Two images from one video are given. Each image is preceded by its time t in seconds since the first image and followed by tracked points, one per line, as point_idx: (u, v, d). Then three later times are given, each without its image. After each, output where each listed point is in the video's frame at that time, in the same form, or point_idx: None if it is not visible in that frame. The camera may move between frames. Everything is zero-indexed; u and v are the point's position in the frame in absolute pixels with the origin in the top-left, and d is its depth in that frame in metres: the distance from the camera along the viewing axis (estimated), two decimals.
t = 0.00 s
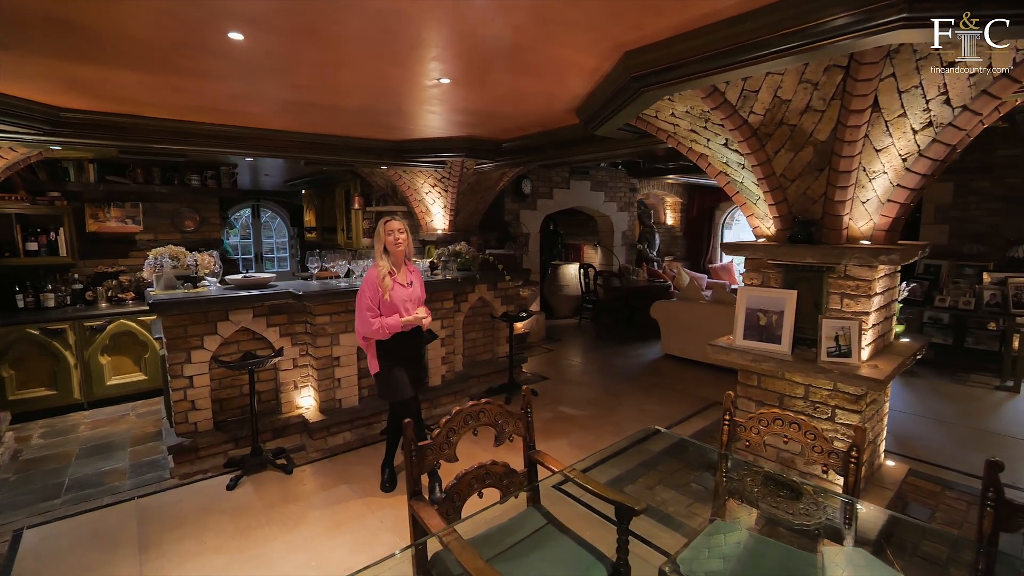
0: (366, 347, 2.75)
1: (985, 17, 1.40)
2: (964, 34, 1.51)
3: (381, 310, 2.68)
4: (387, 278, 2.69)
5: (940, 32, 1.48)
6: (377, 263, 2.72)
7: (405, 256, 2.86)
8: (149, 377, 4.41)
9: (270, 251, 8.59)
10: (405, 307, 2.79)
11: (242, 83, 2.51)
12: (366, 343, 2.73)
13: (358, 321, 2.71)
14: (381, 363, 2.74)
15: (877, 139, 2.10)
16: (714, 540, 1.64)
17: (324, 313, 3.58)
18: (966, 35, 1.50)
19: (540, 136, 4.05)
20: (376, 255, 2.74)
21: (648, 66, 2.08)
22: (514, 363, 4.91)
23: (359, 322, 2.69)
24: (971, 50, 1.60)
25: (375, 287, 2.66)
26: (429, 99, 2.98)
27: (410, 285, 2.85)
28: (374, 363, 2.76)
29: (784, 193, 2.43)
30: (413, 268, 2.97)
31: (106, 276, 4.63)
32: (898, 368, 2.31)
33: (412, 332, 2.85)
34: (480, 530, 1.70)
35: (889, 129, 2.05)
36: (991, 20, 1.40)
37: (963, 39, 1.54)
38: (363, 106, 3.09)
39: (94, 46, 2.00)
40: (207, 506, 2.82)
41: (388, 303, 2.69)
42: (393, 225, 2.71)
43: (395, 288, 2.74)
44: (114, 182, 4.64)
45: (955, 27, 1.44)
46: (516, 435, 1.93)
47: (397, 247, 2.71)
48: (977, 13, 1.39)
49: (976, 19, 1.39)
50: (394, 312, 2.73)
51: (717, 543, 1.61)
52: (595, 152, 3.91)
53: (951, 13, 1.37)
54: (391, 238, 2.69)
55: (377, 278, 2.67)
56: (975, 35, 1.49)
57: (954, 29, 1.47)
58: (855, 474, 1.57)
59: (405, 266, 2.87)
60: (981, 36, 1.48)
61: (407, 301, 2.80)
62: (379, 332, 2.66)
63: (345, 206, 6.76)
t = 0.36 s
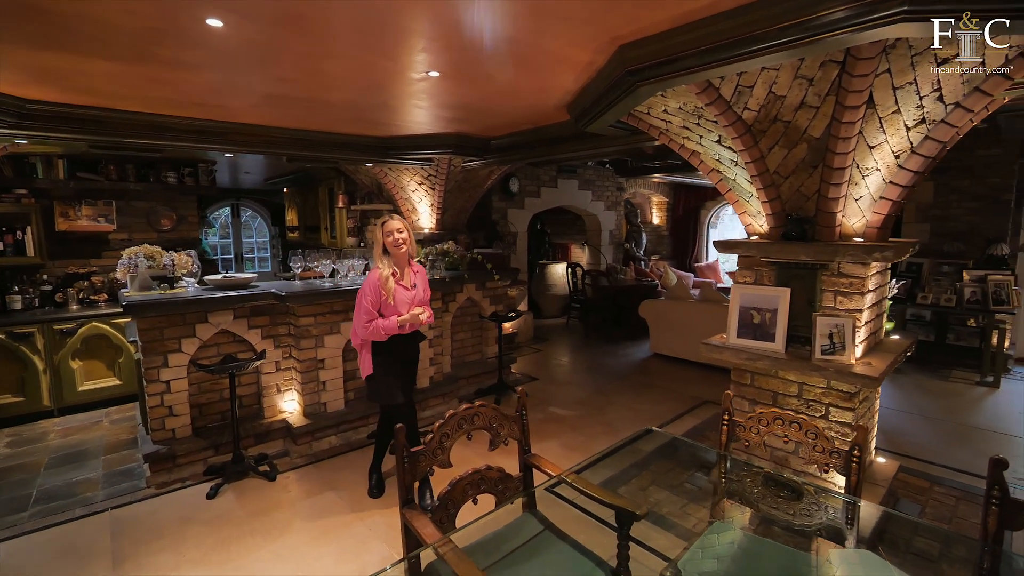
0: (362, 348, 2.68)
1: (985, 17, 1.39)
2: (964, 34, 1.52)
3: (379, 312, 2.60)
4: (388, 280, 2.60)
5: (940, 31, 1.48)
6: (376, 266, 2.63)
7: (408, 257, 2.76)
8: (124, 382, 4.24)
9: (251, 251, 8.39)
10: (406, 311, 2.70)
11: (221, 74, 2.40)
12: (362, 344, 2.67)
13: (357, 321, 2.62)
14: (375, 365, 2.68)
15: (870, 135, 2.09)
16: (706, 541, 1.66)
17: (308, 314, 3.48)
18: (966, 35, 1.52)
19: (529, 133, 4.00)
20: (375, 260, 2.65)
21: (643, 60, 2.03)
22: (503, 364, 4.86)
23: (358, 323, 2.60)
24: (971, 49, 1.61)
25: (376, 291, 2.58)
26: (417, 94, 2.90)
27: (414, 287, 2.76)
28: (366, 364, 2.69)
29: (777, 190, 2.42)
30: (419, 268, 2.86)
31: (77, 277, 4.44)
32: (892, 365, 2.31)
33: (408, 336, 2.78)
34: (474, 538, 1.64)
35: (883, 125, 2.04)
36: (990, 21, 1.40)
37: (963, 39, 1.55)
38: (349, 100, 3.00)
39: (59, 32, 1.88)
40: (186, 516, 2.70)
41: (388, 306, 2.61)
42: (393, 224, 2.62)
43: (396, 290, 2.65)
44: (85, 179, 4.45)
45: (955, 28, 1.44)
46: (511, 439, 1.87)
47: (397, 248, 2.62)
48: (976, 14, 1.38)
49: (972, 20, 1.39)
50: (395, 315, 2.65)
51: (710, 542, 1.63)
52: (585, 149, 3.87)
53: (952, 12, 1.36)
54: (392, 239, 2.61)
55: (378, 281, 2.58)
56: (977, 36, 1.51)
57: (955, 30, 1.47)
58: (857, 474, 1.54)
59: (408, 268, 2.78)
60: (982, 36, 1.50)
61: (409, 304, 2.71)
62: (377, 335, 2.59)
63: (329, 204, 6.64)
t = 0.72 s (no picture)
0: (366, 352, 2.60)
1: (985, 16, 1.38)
2: (964, 33, 1.53)
3: (378, 313, 2.53)
4: (387, 280, 2.53)
5: (941, 30, 1.48)
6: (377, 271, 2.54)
7: (414, 258, 2.65)
8: (97, 388, 4.07)
9: (231, 251, 8.18)
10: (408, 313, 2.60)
11: (198, 64, 2.29)
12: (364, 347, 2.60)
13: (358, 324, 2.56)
14: (377, 369, 2.59)
15: (864, 133, 2.08)
16: (701, 545, 1.64)
17: (291, 316, 3.37)
18: (965, 35, 1.54)
19: (518, 130, 3.94)
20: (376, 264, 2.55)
21: (638, 54, 1.99)
22: (491, 365, 4.79)
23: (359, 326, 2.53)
24: (971, 49, 1.62)
25: (375, 292, 2.51)
26: (404, 89, 2.82)
27: (418, 289, 2.65)
28: (369, 368, 2.61)
29: (770, 188, 2.41)
30: (428, 270, 2.74)
31: (46, 278, 4.25)
32: (885, 362, 2.32)
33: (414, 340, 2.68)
34: (470, 546, 1.57)
35: (876, 122, 2.04)
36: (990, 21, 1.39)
37: (963, 39, 1.56)
38: (334, 94, 2.90)
39: (21, 16, 1.76)
40: (163, 528, 2.58)
41: (388, 308, 2.53)
42: (399, 224, 2.52)
43: (397, 291, 2.56)
44: (53, 175, 4.23)
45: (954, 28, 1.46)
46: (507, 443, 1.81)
47: (400, 250, 2.52)
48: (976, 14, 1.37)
49: (973, 20, 1.38)
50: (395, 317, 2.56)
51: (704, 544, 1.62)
52: (575, 147, 3.83)
53: (952, 13, 1.35)
54: (397, 239, 2.50)
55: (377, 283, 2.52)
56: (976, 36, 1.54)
57: (954, 30, 1.50)
58: (861, 475, 1.57)
59: (414, 269, 2.67)
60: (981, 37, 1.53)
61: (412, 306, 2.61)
62: (376, 338, 2.51)
63: (312, 203, 6.50)
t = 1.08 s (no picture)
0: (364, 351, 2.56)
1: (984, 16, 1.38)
2: (964, 33, 1.54)
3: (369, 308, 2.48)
4: (377, 274, 2.47)
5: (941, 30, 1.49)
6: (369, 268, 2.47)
7: (411, 253, 2.54)
8: (65, 395, 3.89)
9: (207, 252, 7.95)
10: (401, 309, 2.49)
11: (171, 54, 2.18)
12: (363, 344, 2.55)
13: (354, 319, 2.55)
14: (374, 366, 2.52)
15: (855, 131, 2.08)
16: (694, 546, 1.62)
17: (272, 318, 3.26)
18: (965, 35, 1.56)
19: (505, 128, 3.88)
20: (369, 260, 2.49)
21: (632, 48, 1.95)
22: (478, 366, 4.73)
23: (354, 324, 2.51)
24: (972, 49, 1.62)
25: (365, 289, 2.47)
26: (388, 84, 2.74)
27: (413, 284, 2.52)
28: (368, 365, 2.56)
29: (761, 186, 2.39)
30: (429, 265, 2.60)
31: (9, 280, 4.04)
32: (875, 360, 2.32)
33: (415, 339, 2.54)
34: (465, 559, 1.50)
35: (868, 120, 2.03)
36: (990, 21, 1.39)
37: (963, 39, 1.58)
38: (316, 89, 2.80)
39: None
40: (137, 542, 2.46)
41: (377, 302, 2.47)
42: (400, 221, 2.42)
43: (387, 285, 2.48)
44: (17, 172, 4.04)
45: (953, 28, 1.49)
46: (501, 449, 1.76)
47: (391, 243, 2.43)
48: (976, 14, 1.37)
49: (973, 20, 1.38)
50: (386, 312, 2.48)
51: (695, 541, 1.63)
52: (562, 145, 3.79)
53: (954, 13, 1.35)
54: (395, 236, 2.41)
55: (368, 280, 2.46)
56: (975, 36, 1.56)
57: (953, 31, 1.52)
58: (863, 475, 1.57)
59: (411, 264, 2.55)
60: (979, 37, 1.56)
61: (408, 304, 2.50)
62: (367, 333, 2.45)
63: (292, 202, 6.35)
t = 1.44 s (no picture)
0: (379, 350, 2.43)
1: (984, 18, 1.39)
2: (964, 33, 1.58)
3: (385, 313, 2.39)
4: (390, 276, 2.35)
5: (942, 29, 1.52)
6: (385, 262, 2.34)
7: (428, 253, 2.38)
8: (27, 403, 3.70)
9: (180, 253, 7.72)
10: (417, 315, 2.35)
11: (138, 43, 2.06)
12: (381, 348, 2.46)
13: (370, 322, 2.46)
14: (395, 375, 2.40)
15: (842, 129, 2.08)
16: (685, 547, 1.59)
17: (249, 319, 3.14)
18: (966, 34, 1.58)
19: (489, 125, 3.83)
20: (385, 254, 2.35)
21: (622, 43, 1.91)
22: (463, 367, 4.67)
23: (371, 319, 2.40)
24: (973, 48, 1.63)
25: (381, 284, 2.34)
26: (369, 78, 2.65)
27: (430, 288, 2.37)
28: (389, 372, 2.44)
29: (748, 184, 2.39)
30: (448, 267, 2.43)
31: None
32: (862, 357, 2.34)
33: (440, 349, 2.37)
34: (457, 570, 1.44)
35: (855, 119, 2.04)
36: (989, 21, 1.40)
37: (963, 39, 1.60)
38: (294, 83, 2.70)
39: None
40: (105, 557, 2.33)
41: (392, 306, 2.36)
42: (423, 216, 2.31)
43: (402, 288, 2.35)
44: None
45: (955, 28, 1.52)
46: (492, 454, 1.71)
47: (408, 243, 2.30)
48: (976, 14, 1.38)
49: (974, 20, 1.40)
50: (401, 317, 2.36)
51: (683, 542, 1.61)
52: (547, 142, 3.75)
53: (946, 11, 1.35)
54: (417, 229, 2.28)
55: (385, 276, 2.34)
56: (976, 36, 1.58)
57: (954, 29, 1.54)
58: (857, 473, 1.58)
59: (429, 266, 2.39)
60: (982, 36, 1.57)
61: (426, 308, 2.36)
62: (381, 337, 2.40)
63: (269, 201, 6.18)
